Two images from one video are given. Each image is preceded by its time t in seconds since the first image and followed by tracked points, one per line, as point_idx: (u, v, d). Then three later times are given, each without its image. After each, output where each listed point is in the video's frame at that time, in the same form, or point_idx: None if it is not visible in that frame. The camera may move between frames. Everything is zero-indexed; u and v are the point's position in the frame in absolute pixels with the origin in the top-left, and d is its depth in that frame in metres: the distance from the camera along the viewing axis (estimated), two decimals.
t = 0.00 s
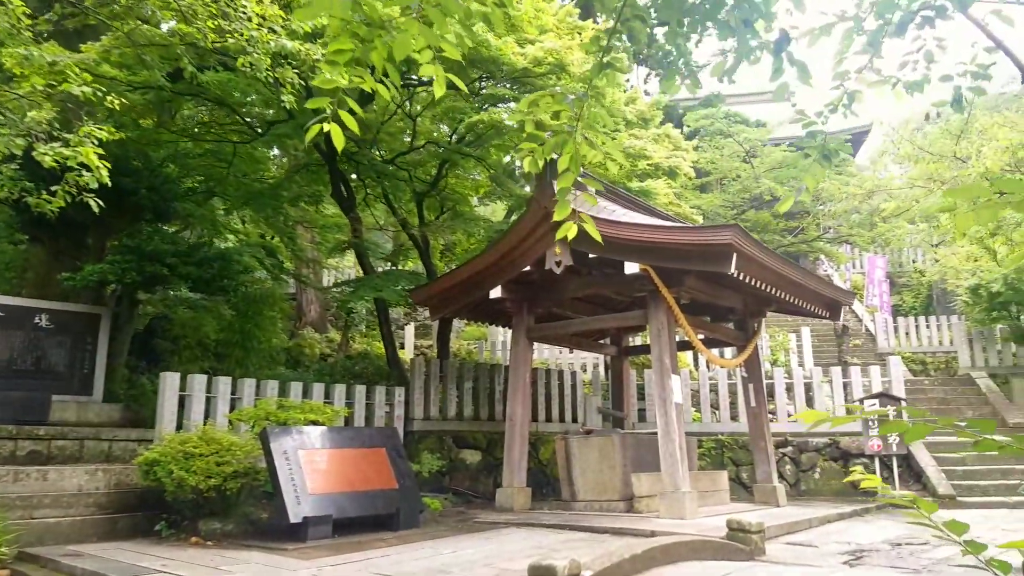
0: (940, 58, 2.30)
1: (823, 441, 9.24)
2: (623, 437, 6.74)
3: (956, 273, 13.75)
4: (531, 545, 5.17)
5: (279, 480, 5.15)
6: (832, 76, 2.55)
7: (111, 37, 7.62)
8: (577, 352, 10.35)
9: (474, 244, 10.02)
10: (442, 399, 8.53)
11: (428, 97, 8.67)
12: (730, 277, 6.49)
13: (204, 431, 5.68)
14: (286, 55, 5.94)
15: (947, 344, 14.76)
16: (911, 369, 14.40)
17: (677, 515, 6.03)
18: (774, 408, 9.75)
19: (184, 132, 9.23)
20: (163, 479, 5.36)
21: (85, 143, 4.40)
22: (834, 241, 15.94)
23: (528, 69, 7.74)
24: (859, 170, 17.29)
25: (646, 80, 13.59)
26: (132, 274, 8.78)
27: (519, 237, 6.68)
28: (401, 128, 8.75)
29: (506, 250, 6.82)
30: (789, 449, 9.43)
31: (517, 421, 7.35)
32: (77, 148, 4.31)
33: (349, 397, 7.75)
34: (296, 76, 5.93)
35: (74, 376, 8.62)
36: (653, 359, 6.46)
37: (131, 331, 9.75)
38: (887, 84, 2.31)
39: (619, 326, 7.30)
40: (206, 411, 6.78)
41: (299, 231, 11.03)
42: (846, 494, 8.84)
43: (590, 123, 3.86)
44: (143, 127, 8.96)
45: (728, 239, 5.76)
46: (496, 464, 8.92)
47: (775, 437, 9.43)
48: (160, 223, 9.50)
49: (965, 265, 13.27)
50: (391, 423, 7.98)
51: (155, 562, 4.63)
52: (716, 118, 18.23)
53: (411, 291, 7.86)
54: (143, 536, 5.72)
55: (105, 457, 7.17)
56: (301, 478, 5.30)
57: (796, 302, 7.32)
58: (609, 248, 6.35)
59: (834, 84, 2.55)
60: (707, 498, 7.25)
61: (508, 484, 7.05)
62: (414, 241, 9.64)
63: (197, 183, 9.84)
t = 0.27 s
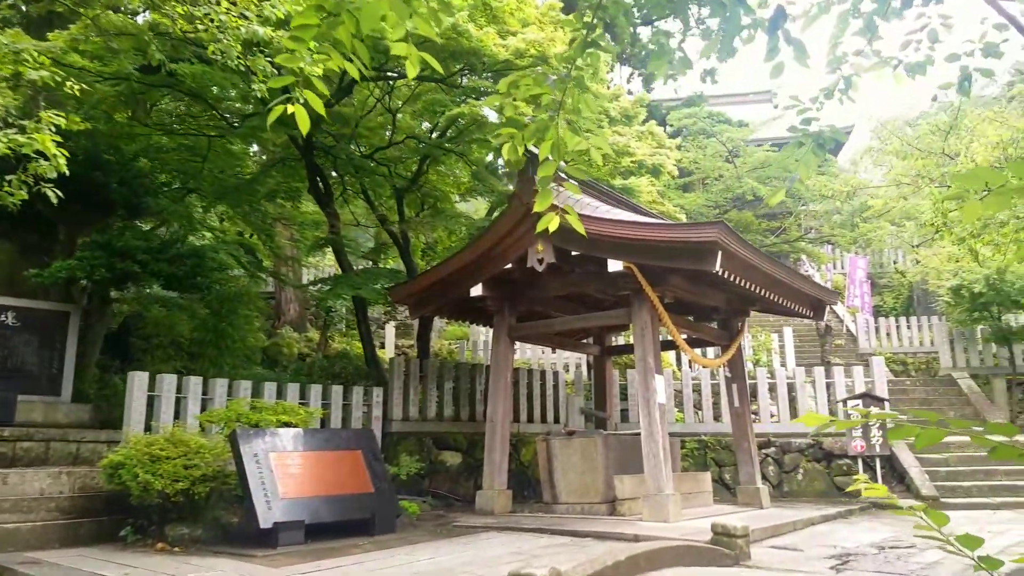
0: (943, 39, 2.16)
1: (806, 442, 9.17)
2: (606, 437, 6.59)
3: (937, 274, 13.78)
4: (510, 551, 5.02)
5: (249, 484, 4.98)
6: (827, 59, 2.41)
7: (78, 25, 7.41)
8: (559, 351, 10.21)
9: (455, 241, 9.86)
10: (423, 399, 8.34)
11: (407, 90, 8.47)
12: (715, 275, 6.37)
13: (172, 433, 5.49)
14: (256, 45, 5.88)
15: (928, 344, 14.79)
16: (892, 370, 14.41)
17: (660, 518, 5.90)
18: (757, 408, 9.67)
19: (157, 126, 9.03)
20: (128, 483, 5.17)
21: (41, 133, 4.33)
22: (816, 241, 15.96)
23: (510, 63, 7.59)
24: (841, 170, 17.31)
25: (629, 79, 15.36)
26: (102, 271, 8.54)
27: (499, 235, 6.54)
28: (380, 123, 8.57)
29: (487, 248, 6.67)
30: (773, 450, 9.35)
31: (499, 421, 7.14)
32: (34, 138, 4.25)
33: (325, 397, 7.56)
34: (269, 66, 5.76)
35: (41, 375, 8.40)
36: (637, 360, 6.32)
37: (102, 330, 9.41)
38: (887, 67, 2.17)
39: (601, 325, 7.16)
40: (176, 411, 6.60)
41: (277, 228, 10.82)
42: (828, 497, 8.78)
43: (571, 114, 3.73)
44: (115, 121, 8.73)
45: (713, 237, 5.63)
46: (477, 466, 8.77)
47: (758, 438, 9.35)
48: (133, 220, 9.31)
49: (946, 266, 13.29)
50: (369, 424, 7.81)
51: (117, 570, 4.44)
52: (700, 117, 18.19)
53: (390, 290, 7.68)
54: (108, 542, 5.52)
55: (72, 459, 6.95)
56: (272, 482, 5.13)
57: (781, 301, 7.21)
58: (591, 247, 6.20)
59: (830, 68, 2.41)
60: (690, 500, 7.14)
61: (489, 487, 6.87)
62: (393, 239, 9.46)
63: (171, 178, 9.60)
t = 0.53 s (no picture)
0: (940, 20, 2.05)
1: (789, 443, 9.12)
2: (590, 440, 6.43)
3: (921, 276, 13.80)
4: (489, 555, 4.89)
5: (219, 486, 4.82)
6: (818, 42, 2.29)
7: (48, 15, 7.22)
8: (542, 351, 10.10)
9: (437, 240, 9.72)
10: (404, 400, 8.17)
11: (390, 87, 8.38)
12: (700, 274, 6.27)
13: (141, 434, 5.32)
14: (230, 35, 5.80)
15: (910, 346, 14.83)
16: (876, 371, 14.43)
17: (644, 520, 5.78)
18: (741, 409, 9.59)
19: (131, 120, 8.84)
20: (94, 486, 5.00)
21: None
22: (800, 242, 15.97)
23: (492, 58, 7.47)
24: (826, 172, 17.33)
25: (596, 73, 16.34)
26: (73, 268, 8.34)
27: (480, 232, 6.41)
28: (360, 118, 8.42)
29: (468, 245, 6.54)
30: (756, 451, 9.29)
31: (479, 422, 7.01)
32: None
33: (303, 398, 7.40)
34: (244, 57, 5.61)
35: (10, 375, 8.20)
36: (620, 360, 6.21)
37: (78, 329, 9.05)
38: (882, 49, 2.06)
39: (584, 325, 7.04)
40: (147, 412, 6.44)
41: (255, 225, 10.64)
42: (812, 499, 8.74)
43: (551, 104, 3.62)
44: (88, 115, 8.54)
45: (696, 234, 5.54)
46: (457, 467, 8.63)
47: (742, 440, 9.29)
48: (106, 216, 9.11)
49: (930, 267, 13.31)
50: (347, 425, 7.65)
51: None
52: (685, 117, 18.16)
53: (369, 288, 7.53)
54: (74, 547, 5.35)
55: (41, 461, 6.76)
56: (244, 485, 4.97)
57: (766, 300, 7.12)
58: (574, 244, 6.10)
59: (820, 52, 2.29)
60: (674, 502, 7.04)
61: (469, 489, 6.72)
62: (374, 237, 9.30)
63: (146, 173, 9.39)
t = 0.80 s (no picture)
0: None
1: (776, 443, 9.04)
2: (573, 439, 6.31)
3: (907, 275, 13.80)
4: (469, 558, 4.74)
5: (189, 487, 4.65)
6: (808, 16, 2.16)
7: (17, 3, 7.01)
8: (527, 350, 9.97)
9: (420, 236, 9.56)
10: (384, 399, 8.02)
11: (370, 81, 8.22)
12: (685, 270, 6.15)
13: (108, 433, 5.14)
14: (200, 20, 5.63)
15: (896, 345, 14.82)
16: (862, 370, 14.42)
17: (628, 521, 5.65)
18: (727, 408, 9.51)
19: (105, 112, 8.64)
20: (60, 487, 4.82)
21: None
22: (786, 241, 15.94)
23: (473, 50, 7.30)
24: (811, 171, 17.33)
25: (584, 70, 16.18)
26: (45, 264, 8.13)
27: (462, 226, 6.26)
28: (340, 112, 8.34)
29: (449, 240, 6.39)
30: (742, 451, 9.20)
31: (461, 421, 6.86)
32: None
33: (281, 397, 7.22)
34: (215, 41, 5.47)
35: None
36: (604, 357, 6.08)
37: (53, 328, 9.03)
38: (877, 18, 1.94)
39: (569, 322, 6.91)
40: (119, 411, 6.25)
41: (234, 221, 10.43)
42: (798, 499, 8.67)
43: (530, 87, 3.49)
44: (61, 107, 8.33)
45: (682, 229, 5.41)
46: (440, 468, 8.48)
47: (728, 439, 9.21)
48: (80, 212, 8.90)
49: (915, 266, 13.31)
50: (327, 425, 7.48)
51: None
52: (671, 116, 18.10)
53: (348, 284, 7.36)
54: (41, 550, 5.17)
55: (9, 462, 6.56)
56: (215, 486, 4.80)
57: (753, 298, 7.02)
58: (557, 239, 5.96)
59: (811, 27, 2.17)
60: (659, 503, 6.92)
61: (450, 490, 6.57)
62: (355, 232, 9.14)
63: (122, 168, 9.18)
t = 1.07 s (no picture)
0: None
1: (768, 444, 8.94)
2: (562, 440, 6.16)
3: (899, 275, 13.76)
4: (455, 564, 4.59)
5: (164, 491, 4.48)
6: None
7: None
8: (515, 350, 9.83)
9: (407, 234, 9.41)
10: (369, 400, 7.87)
11: (358, 76, 8.27)
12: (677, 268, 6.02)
13: (80, 435, 4.95)
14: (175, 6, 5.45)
15: (887, 346, 14.78)
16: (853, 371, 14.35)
17: (618, 525, 5.52)
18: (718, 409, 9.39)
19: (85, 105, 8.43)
20: (29, 491, 4.60)
21: None
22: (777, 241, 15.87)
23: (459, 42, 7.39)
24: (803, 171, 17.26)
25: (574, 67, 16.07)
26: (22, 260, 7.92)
27: (449, 222, 6.10)
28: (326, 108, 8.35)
29: (436, 237, 6.23)
30: (733, 452, 9.08)
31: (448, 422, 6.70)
32: None
33: (263, 397, 7.05)
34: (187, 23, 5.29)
35: None
36: (594, 357, 5.93)
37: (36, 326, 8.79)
38: None
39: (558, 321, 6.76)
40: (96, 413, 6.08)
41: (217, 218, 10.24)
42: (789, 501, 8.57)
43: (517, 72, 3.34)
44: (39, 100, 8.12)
45: (674, 226, 5.27)
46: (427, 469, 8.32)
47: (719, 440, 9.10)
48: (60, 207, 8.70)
49: (908, 266, 13.26)
50: (310, 426, 7.32)
51: None
52: (662, 114, 17.98)
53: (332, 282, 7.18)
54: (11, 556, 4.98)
55: None
56: (191, 490, 4.63)
57: (746, 297, 6.89)
58: (545, 236, 5.81)
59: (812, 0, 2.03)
60: (650, 506, 6.80)
61: (435, 493, 6.41)
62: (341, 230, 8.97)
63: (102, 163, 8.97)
